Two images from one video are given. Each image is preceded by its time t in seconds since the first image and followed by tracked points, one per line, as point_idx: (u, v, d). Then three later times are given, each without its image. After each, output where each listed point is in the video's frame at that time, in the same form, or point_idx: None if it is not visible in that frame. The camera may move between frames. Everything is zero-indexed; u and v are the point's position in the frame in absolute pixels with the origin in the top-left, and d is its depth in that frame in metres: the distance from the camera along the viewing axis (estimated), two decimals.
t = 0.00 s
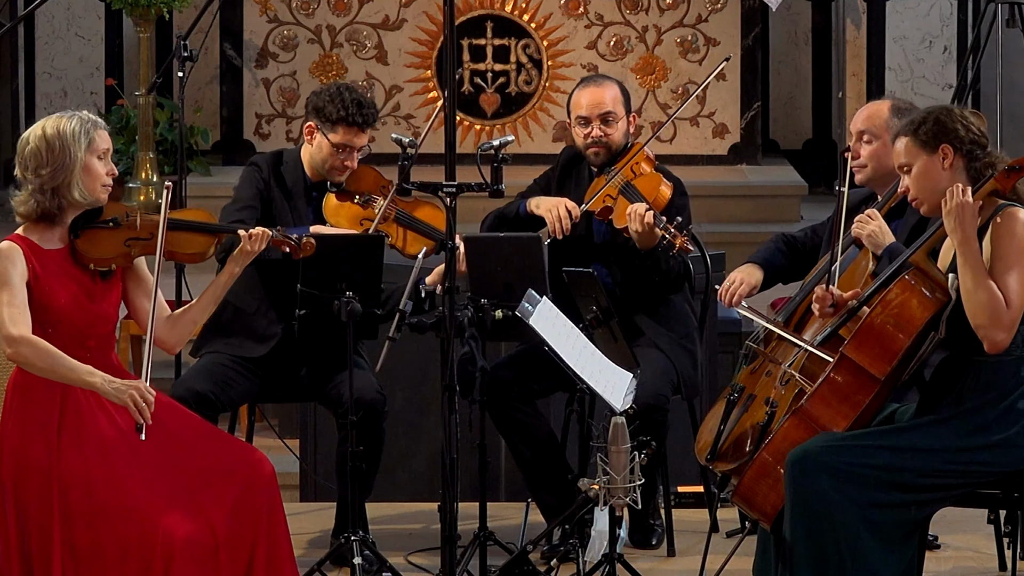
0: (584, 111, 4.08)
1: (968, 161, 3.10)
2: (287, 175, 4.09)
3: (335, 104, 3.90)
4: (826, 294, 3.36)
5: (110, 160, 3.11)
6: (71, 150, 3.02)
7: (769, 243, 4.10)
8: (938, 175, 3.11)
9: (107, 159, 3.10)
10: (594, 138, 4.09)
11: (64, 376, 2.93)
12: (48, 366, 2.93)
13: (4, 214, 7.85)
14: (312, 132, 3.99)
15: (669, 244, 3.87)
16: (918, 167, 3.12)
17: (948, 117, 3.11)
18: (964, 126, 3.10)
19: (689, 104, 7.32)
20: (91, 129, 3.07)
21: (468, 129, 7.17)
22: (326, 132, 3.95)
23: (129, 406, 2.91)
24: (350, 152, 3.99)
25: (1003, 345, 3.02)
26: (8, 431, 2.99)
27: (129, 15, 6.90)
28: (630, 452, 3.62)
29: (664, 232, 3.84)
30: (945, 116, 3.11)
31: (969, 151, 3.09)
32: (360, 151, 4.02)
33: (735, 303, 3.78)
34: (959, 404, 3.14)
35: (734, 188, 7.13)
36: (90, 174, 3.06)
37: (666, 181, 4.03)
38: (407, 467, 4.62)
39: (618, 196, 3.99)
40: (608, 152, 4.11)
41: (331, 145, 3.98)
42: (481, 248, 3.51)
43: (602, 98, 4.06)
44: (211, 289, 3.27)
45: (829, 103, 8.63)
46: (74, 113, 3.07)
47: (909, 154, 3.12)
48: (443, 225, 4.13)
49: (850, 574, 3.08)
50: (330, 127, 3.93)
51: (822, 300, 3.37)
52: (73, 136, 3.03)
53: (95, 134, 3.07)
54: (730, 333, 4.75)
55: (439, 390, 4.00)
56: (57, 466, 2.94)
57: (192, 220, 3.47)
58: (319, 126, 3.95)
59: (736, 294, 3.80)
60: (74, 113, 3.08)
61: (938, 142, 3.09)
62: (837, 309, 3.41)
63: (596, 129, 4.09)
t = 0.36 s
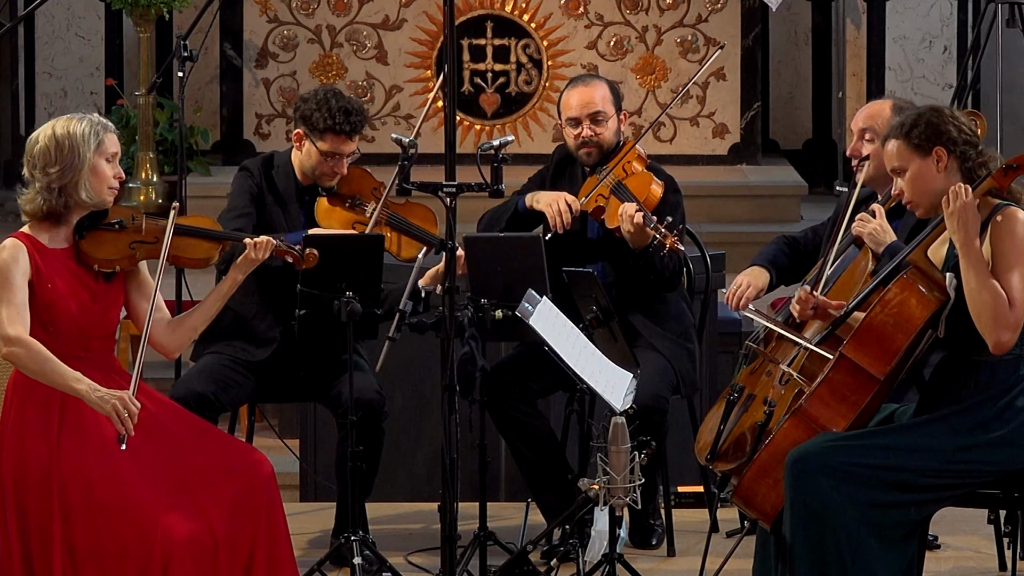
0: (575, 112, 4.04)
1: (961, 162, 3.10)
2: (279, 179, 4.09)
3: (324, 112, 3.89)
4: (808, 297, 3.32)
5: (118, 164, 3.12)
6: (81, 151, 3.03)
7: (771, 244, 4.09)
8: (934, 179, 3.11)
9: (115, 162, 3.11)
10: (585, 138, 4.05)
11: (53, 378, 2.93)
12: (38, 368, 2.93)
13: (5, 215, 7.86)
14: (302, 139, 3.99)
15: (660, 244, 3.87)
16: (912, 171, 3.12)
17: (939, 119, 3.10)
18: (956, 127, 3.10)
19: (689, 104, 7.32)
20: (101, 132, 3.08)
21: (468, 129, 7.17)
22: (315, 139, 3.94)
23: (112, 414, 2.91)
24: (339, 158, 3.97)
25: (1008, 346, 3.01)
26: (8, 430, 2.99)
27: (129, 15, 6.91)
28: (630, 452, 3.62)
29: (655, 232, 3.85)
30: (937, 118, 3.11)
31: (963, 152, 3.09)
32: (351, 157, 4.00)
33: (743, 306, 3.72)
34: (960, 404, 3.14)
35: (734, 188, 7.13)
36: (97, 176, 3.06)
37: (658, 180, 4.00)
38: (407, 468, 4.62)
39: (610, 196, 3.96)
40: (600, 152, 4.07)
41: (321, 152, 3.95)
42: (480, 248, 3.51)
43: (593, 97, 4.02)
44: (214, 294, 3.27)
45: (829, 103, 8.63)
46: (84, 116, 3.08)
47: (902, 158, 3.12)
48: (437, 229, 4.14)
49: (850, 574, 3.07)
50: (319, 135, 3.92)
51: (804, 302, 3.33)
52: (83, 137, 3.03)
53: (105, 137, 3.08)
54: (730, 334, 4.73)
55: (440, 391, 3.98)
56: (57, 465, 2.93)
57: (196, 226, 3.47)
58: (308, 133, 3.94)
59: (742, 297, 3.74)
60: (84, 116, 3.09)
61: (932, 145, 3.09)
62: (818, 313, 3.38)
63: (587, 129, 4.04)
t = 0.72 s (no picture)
0: (566, 111, 4.03)
1: (955, 164, 3.11)
2: (267, 181, 4.07)
3: (301, 119, 3.86)
4: (819, 263, 3.36)
5: (126, 168, 3.12)
6: (91, 154, 3.03)
7: (773, 245, 4.09)
8: (929, 182, 3.11)
9: (123, 166, 3.11)
10: (577, 138, 4.05)
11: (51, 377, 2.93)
12: (36, 368, 2.93)
13: (5, 215, 7.87)
14: (284, 146, 3.98)
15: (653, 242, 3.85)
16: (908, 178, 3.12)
17: (930, 122, 3.10)
18: (947, 130, 3.10)
19: (689, 104, 7.32)
20: (110, 135, 3.08)
21: (468, 129, 7.17)
22: (297, 145, 3.92)
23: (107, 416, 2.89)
24: (323, 164, 3.95)
25: (1012, 348, 3.00)
26: (7, 430, 2.99)
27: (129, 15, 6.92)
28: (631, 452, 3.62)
29: (647, 231, 3.82)
30: (927, 120, 3.11)
31: (956, 153, 3.10)
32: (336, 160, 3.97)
33: (746, 309, 3.74)
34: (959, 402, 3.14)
35: (733, 188, 7.13)
36: (105, 179, 3.07)
37: (651, 178, 3.99)
38: (407, 467, 4.62)
39: (603, 195, 3.95)
40: (593, 150, 4.07)
41: (303, 158, 3.94)
42: (480, 247, 3.51)
43: (584, 96, 4.01)
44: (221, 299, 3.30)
45: (829, 103, 8.63)
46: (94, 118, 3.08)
47: (895, 164, 3.11)
48: (426, 230, 4.09)
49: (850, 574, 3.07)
50: (299, 141, 3.89)
51: (814, 268, 3.36)
52: (93, 140, 3.04)
53: (114, 140, 3.08)
54: (730, 334, 4.73)
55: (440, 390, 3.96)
56: (57, 465, 2.93)
57: (202, 232, 3.53)
58: (290, 139, 3.92)
59: (745, 300, 3.76)
60: (95, 119, 3.10)
61: (925, 150, 3.09)
62: (824, 285, 3.39)
63: (578, 129, 4.03)
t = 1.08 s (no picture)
0: (560, 112, 4.03)
1: (951, 165, 3.10)
2: (255, 182, 4.06)
3: (279, 121, 3.86)
4: (799, 306, 3.30)
5: (134, 174, 3.11)
6: (101, 158, 3.02)
7: (774, 249, 4.08)
8: (926, 185, 3.10)
9: (131, 172, 3.11)
10: (571, 138, 4.04)
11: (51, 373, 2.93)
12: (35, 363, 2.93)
13: (5, 215, 7.88)
14: (267, 147, 3.96)
15: (643, 241, 3.86)
16: (904, 181, 3.10)
17: (925, 125, 3.09)
18: (942, 131, 3.09)
19: (689, 104, 7.33)
20: (121, 140, 3.08)
21: (468, 129, 7.17)
22: (279, 146, 3.91)
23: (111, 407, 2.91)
24: (304, 163, 3.93)
25: (1013, 347, 3.00)
26: (8, 430, 2.98)
27: (129, 15, 6.92)
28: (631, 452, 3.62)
29: (639, 230, 3.83)
30: (922, 122, 3.10)
31: (952, 156, 3.09)
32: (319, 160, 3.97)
33: (750, 313, 3.71)
34: (958, 402, 3.14)
35: (733, 187, 7.12)
36: (114, 184, 3.06)
37: (643, 177, 4.00)
38: (407, 467, 4.62)
39: (596, 196, 3.93)
40: (590, 150, 4.07)
41: (285, 158, 3.93)
42: (479, 248, 3.51)
43: (578, 96, 4.01)
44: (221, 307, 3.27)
45: (829, 103, 8.63)
46: (105, 122, 3.07)
47: (891, 166, 3.10)
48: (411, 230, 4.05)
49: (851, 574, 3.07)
50: (280, 142, 3.89)
51: (795, 311, 3.30)
52: (103, 144, 3.03)
53: (124, 145, 3.08)
54: (730, 334, 4.73)
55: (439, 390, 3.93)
56: (57, 465, 2.92)
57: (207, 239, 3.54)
58: (271, 141, 3.91)
59: (750, 305, 3.73)
60: (106, 123, 3.10)
61: (921, 152, 3.08)
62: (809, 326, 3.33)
63: (572, 128, 4.03)
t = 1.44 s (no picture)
0: (558, 111, 4.03)
1: (963, 158, 3.11)
2: (243, 181, 4.01)
3: (259, 116, 3.83)
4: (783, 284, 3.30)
5: (139, 181, 3.12)
6: (109, 161, 3.03)
7: (774, 246, 4.11)
8: (933, 172, 3.11)
9: (137, 178, 3.11)
10: (570, 137, 4.04)
11: (77, 348, 2.96)
12: (51, 345, 2.95)
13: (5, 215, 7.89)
14: (252, 143, 3.94)
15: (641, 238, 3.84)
16: (912, 161, 3.11)
17: (946, 112, 3.11)
18: (960, 123, 3.11)
19: (689, 104, 7.33)
20: (129, 145, 3.09)
21: (468, 129, 7.17)
22: (262, 141, 3.88)
23: (140, 365, 3.00)
24: (289, 156, 3.90)
25: (1004, 348, 3.01)
26: (8, 430, 2.98)
27: (129, 15, 6.93)
28: (631, 452, 3.62)
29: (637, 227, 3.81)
30: (940, 109, 3.12)
31: (965, 149, 3.10)
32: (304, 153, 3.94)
33: (749, 314, 3.63)
34: (958, 401, 3.14)
35: (733, 187, 7.12)
36: (119, 190, 3.05)
37: (640, 175, 4.00)
38: (407, 467, 4.62)
39: (594, 195, 3.92)
40: (586, 150, 4.07)
41: (270, 154, 3.90)
42: (479, 247, 3.51)
43: (576, 96, 4.00)
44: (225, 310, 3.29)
45: (829, 103, 8.63)
46: (114, 126, 3.08)
47: (904, 147, 3.11)
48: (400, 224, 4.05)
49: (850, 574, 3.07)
50: (263, 138, 3.86)
51: (778, 288, 3.30)
52: (112, 148, 3.04)
53: (132, 150, 3.08)
54: (730, 334, 4.73)
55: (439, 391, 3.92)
56: (57, 465, 2.92)
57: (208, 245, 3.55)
58: (255, 137, 3.89)
59: (749, 305, 3.64)
60: (115, 127, 3.10)
61: (936, 139, 3.09)
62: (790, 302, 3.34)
63: (570, 128, 4.03)
